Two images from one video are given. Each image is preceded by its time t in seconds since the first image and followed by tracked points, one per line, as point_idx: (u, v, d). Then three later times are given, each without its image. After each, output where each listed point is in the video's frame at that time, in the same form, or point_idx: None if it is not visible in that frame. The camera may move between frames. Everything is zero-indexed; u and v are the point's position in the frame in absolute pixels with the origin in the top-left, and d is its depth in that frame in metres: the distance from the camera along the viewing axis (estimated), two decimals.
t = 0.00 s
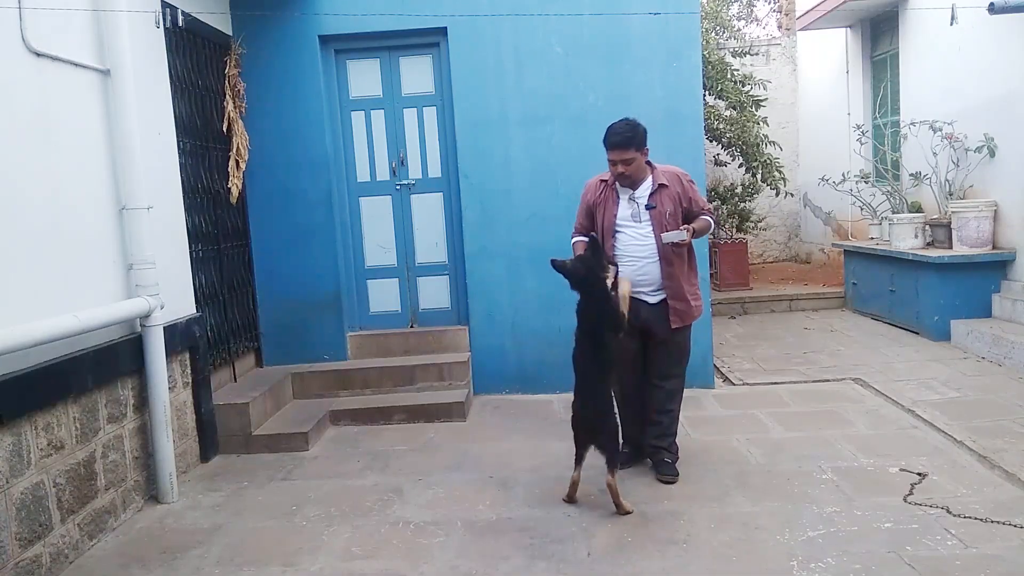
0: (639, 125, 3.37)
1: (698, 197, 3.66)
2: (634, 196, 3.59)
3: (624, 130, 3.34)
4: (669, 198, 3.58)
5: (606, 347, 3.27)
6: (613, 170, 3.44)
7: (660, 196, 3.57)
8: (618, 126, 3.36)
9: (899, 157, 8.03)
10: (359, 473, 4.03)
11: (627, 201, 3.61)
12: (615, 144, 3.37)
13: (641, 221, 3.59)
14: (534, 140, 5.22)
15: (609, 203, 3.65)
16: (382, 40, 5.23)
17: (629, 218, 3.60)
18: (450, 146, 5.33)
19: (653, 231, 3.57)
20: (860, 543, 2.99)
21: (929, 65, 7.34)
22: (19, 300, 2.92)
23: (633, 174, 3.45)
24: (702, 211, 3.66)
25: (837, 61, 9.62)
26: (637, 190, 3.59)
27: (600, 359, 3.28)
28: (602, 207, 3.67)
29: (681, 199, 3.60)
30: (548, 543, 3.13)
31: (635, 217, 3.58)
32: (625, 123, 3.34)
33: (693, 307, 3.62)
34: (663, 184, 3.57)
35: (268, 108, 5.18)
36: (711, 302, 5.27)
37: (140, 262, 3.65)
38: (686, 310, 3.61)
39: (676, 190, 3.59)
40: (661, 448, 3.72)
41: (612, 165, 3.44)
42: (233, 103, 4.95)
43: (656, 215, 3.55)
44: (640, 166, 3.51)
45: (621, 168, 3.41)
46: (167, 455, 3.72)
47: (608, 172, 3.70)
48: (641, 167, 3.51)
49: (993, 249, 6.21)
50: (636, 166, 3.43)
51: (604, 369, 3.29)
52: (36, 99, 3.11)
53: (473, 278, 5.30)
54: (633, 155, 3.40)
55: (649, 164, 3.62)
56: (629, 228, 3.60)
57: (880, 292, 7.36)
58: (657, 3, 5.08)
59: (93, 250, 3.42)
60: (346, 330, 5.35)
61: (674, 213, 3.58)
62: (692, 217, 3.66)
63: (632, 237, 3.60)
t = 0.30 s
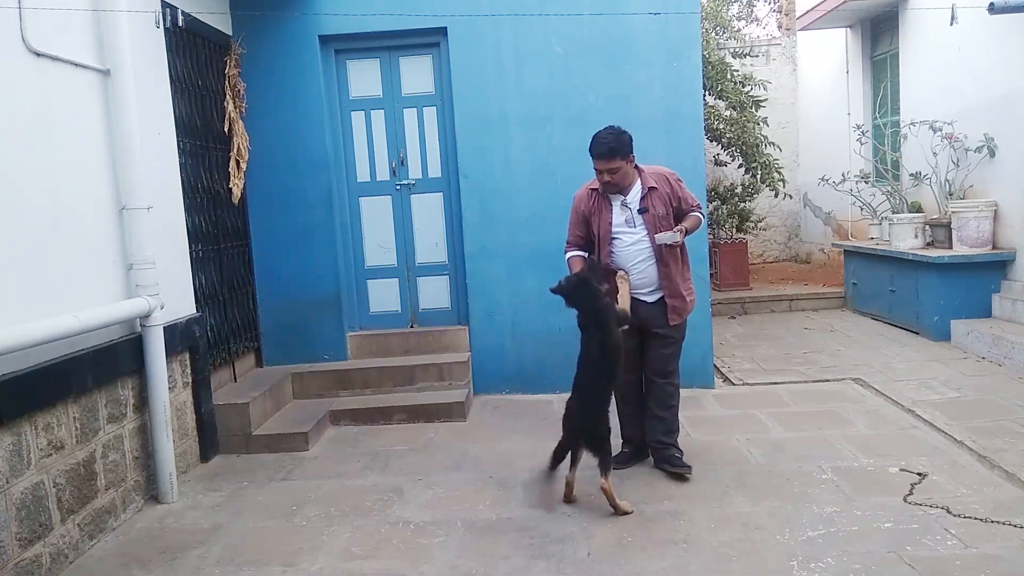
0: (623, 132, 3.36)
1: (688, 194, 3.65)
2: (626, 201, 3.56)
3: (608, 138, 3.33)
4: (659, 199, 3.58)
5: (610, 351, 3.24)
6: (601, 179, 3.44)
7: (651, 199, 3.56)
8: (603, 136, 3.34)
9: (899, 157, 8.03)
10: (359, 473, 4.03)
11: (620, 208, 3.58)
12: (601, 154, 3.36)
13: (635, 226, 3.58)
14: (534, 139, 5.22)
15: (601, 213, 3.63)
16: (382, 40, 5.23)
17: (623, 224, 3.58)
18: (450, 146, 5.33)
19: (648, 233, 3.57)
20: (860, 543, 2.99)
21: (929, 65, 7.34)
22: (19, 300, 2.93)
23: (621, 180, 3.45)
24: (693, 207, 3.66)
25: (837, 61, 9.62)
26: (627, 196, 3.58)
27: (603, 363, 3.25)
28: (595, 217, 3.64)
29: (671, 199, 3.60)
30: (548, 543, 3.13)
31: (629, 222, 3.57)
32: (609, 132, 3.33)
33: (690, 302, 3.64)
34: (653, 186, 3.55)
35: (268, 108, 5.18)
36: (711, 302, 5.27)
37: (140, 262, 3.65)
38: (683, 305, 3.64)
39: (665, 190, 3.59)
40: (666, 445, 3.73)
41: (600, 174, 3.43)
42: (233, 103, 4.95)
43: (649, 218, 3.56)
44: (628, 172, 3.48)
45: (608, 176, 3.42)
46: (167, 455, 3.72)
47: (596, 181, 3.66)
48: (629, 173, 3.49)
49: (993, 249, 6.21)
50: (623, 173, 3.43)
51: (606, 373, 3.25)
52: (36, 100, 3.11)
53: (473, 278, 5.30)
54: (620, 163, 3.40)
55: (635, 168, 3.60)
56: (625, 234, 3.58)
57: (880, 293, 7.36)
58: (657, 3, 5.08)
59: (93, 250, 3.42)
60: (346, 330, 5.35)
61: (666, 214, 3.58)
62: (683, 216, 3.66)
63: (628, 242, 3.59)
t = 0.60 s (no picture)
0: (627, 136, 3.35)
1: (690, 195, 3.68)
2: (633, 206, 3.56)
3: (611, 144, 3.33)
4: (664, 202, 3.59)
5: (632, 356, 3.25)
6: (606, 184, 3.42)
7: (656, 202, 3.58)
8: (606, 142, 3.34)
9: (899, 157, 8.03)
10: (359, 473, 4.03)
11: (627, 213, 3.58)
12: (605, 159, 3.34)
13: (643, 230, 3.59)
14: (534, 139, 5.22)
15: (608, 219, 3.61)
16: (382, 40, 5.23)
17: (632, 229, 3.58)
18: (450, 146, 5.32)
19: (656, 236, 3.58)
20: (860, 543, 2.99)
21: (929, 65, 7.34)
22: (19, 300, 2.93)
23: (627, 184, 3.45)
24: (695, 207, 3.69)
25: (837, 61, 9.61)
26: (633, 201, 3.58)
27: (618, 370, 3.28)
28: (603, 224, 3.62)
29: (675, 201, 3.63)
30: (548, 543, 3.13)
31: (637, 227, 3.57)
32: (613, 137, 3.33)
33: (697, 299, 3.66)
34: (657, 189, 3.58)
35: (268, 108, 5.18)
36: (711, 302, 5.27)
37: (140, 262, 3.65)
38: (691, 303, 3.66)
39: (669, 193, 3.61)
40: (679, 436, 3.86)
41: (605, 179, 3.42)
42: (233, 104, 4.95)
43: (656, 222, 3.57)
44: (632, 176, 3.48)
45: (613, 180, 3.40)
46: (167, 455, 3.72)
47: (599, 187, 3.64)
48: (633, 177, 3.49)
49: (993, 249, 6.21)
50: (628, 176, 3.42)
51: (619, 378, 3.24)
52: (36, 100, 3.11)
53: (473, 278, 5.30)
54: (625, 167, 3.39)
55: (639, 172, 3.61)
56: (634, 239, 3.59)
57: (880, 293, 7.36)
58: (658, 3, 5.08)
59: (93, 250, 3.42)
60: (346, 330, 5.35)
61: (672, 216, 3.60)
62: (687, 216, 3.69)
63: (636, 247, 3.60)
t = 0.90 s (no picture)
0: (635, 117, 3.46)
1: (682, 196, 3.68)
2: (627, 190, 3.53)
3: (622, 117, 3.39)
4: (658, 194, 3.58)
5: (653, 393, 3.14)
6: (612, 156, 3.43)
7: (650, 192, 3.55)
8: (618, 116, 3.40)
9: (899, 157, 8.03)
10: (359, 473, 4.03)
11: (620, 196, 3.53)
12: (618, 129, 3.39)
13: (634, 216, 3.54)
14: (534, 140, 5.22)
15: (602, 199, 3.54)
16: (382, 40, 5.23)
17: (623, 212, 3.52)
18: (450, 145, 5.32)
19: (646, 224, 3.53)
20: (860, 543, 2.99)
21: (929, 65, 7.34)
22: (19, 300, 2.92)
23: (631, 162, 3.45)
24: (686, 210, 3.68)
25: (837, 61, 9.61)
26: (628, 185, 3.54)
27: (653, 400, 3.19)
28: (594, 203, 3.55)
29: (669, 197, 3.61)
30: (548, 543, 3.13)
31: (629, 210, 3.52)
32: (626, 115, 3.40)
33: (680, 301, 3.61)
34: (652, 179, 3.56)
35: (268, 108, 5.18)
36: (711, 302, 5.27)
37: (140, 262, 3.65)
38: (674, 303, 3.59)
39: (664, 187, 3.60)
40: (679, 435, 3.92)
41: (612, 152, 3.43)
42: (233, 104, 4.94)
43: (648, 210, 3.53)
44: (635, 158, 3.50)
45: (622, 154, 3.42)
46: (167, 455, 3.72)
47: (597, 169, 3.60)
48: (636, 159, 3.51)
49: (993, 249, 6.21)
50: (634, 155, 3.45)
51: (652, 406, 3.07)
52: (36, 101, 3.11)
53: (473, 278, 5.30)
54: (633, 140, 3.44)
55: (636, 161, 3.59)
56: (624, 222, 3.52)
57: (880, 293, 7.36)
58: (658, 3, 5.08)
59: (93, 250, 3.42)
60: (346, 330, 5.35)
61: (663, 209, 3.58)
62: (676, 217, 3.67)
63: (626, 231, 3.52)
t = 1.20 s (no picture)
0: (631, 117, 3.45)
1: (680, 196, 3.66)
2: (621, 190, 3.55)
3: (619, 118, 3.39)
4: (654, 193, 3.57)
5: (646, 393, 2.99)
6: (608, 158, 3.44)
7: (645, 191, 3.55)
8: (613, 116, 3.41)
9: (899, 157, 8.03)
10: (359, 473, 4.03)
11: (614, 195, 3.55)
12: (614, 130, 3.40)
13: (628, 215, 3.55)
14: (534, 140, 5.22)
15: (597, 200, 3.56)
16: (382, 40, 5.23)
17: (617, 212, 3.53)
18: (450, 145, 5.32)
19: (640, 224, 3.54)
20: (860, 543, 2.99)
21: (929, 65, 7.33)
22: (19, 300, 2.92)
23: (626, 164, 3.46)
24: (684, 211, 3.66)
25: (837, 61, 9.61)
26: (623, 185, 3.55)
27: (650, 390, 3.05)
28: (589, 204, 3.57)
29: (665, 197, 3.61)
30: (548, 543, 3.13)
31: (623, 210, 3.53)
32: (621, 116, 3.40)
33: (677, 300, 3.60)
34: (648, 179, 3.56)
35: (268, 107, 5.18)
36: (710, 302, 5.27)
37: (140, 262, 3.65)
38: (670, 304, 3.59)
39: (660, 186, 3.59)
40: (680, 436, 3.91)
41: (608, 153, 3.44)
42: (233, 104, 4.94)
43: (643, 209, 3.53)
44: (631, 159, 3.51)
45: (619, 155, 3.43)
46: (167, 455, 3.72)
47: (593, 169, 3.62)
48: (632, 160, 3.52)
49: (993, 249, 6.21)
50: (630, 155, 3.46)
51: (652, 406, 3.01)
52: (36, 100, 3.11)
53: (473, 278, 5.30)
54: (630, 142, 3.44)
55: (633, 161, 3.60)
56: (617, 221, 3.54)
57: (880, 293, 7.36)
58: (658, 3, 5.08)
59: (93, 250, 3.42)
60: (346, 329, 5.35)
61: (659, 208, 3.57)
62: (674, 216, 3.66)
63: (620, 231, 3.54)
